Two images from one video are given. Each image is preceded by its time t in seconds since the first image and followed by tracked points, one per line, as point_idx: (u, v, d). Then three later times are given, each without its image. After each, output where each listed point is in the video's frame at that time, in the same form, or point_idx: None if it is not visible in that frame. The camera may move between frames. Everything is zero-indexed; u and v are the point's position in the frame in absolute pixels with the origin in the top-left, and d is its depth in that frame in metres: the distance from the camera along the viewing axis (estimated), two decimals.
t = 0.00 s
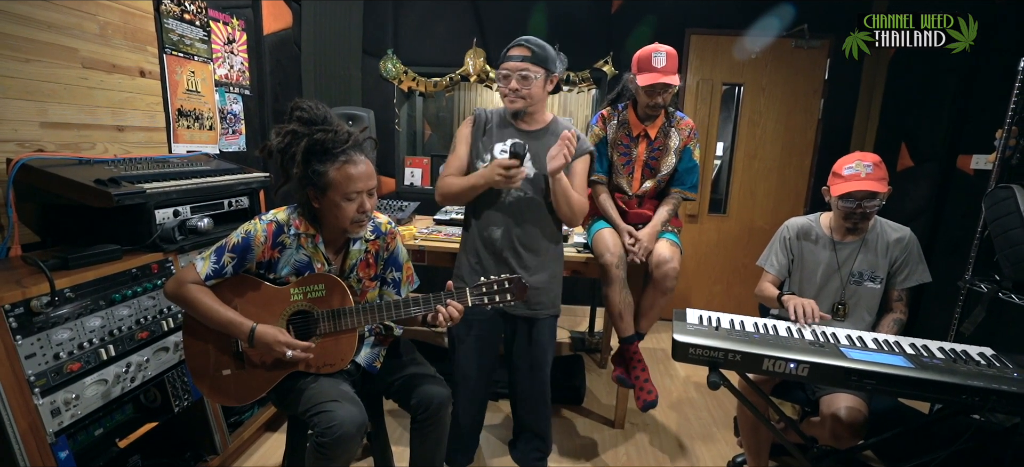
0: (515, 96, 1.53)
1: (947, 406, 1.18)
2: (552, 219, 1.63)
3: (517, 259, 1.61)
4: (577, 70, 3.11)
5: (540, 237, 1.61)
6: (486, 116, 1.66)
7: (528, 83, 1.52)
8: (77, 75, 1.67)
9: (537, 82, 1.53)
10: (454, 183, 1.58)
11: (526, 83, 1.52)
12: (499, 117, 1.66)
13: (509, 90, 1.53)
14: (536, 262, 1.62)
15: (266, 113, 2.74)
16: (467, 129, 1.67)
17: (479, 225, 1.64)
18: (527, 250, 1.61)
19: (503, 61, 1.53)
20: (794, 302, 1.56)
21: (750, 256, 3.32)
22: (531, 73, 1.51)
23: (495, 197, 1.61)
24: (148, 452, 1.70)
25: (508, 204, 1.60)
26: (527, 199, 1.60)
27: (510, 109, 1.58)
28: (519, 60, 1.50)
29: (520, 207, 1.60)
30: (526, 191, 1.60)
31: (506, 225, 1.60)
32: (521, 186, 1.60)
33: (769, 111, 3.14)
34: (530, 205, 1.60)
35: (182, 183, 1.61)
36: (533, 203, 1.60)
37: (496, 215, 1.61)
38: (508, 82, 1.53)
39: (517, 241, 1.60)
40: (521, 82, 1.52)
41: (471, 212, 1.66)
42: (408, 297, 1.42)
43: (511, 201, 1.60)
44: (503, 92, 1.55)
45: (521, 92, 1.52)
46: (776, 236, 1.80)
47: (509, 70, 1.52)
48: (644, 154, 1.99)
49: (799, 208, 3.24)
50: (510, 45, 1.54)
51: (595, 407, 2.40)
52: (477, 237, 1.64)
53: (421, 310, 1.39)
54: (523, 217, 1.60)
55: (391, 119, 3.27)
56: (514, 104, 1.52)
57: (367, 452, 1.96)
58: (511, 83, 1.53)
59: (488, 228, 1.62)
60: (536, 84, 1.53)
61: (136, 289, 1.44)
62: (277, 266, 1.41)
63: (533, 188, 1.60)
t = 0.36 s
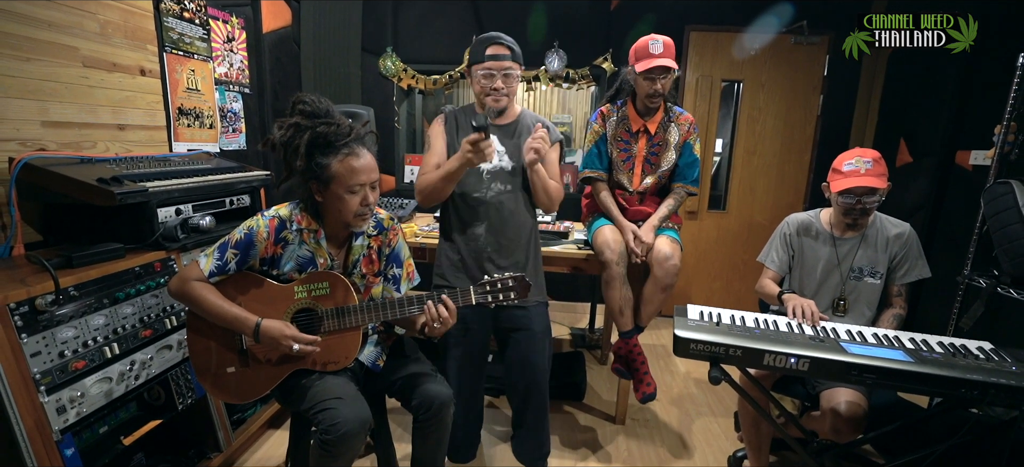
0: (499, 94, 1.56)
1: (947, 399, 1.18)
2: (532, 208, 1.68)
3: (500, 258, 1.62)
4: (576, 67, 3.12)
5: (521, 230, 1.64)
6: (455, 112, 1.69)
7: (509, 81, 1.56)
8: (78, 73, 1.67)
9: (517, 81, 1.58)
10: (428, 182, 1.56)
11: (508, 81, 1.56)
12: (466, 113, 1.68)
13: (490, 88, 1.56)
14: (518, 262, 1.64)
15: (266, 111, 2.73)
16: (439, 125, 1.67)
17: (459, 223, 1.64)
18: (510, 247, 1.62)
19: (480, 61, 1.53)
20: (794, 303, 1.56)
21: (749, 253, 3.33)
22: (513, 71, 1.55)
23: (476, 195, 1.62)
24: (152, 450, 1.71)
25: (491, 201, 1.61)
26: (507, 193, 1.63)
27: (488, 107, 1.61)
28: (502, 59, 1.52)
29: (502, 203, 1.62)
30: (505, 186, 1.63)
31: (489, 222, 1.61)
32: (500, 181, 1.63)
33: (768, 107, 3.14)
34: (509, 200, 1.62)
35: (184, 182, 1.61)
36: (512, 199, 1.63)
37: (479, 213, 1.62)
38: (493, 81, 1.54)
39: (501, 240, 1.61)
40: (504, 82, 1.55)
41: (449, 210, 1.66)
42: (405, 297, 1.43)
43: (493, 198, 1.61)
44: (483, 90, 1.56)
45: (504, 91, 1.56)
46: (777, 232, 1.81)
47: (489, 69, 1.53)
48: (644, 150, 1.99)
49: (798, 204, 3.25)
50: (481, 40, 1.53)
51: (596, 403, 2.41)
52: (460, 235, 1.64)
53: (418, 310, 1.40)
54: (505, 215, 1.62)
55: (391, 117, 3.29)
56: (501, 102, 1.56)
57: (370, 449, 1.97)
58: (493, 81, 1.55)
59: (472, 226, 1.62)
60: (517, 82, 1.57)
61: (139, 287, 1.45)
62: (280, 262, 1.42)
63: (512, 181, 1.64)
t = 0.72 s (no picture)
0: (495, 85, 1.56)
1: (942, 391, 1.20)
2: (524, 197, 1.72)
3: (498, 245, 1.64)
4: (572, 64, 3.12)
5: (518, 220, 1.68)
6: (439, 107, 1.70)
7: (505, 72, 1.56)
8: (73, 72, 1.66)
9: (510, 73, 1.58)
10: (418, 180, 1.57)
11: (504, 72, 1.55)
12: (450, 108, 1.69)
13: (489, 78, 1.55)
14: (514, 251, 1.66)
15: (262, 109, 2.72)
16: (424, 123, 1.68)
17: (454, 213, 1.65)
18: (507, 235, 1.65)
19: (475, 51, 1.52)
20: (790, 298, 1.58)
21: (745, 248, 3.35)
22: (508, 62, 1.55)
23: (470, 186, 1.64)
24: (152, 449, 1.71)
25: (485, 192, 1.64)
26: (500, 183, 1.65)
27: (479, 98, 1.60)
28: (495, 50, 1.54)
29: (498, 190, 1.64)
30: (497, 174, 1.65)
31: (486, 210, 1.63)
32: (492, 169, 1.64)
33: (763, 103, 3.16)
34: (502, 189, 1.65)
35: (181, 181, 1.60)
36: (507, 186, 1.66)
37: (475, 203, 1.64)
38: (489, 71, 1.54)
39: (498, 228, 1.64)
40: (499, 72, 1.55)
41: (442, 200, 1.67)
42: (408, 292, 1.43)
43: (487, 189, 1.64)
44: (478, 81, 1.56)
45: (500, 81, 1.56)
46: (773, 227, 1.82)
47: (489, 59, 1.53)
48: (641, 147, 2.00)
49: (793, 199, 3.27)
50: (473, 31, 1.53)
51: (595, 398, 2.42)
52: (456, 226, 1.65)
53: (418, 306, 1.40)
54: (501, 202, 1.65)
55: (387, 115, 3.29)
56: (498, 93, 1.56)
57: (371, 446, 1.97)
58: (489, 72, 1.54)
59: (468, 217, 1.63)
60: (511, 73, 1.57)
61: (138, 287, 1.45)
62: (280, 261, 1.42)
63: (504, 169, 1.66)
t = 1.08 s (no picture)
0: (496, 83, 1.57)
1: (930, 378, 1.23)
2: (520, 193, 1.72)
3: (499, 243, 1.66)
4: (561, 62, 3.13)
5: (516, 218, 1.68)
6: (439, 107, 1.71)
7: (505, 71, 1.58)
8: (59, 76, 1.64)
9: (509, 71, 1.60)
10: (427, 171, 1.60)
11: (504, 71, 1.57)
12: (452, 107, 1.71)
13: (490, 78, 1.56)
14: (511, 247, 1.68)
15: (251, 112, 2.70)
16: (426, 123, 1.69)
17: (454, 210, 1.66)
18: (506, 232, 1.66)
19: (476, 51, 1.54)
20: (780, 290, 1.60)
21: (735, 242, 3.39)
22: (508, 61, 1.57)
23: (471, 183, 1.65)
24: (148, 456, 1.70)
25: (484, 189, 1.65)
26: (499, 180, 1.66)
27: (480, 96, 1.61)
28: (495, 49, 1.55)
29: (497, 189, 1.66)
30: (497, 171, 1.66)
31: (485, 208, 1.64)
32: (493, 167, 1.66)
33: (750, 99, 3.20)
34: (503, 186, 1.66)
35: (172, 185, 1.59)
36: (507, 183, 1.67)
37: (475, 200, 1.65)
38: (490, 71, 1.55)
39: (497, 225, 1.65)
40: (500, 71, 1.57)
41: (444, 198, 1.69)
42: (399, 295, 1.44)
43: (486, 185, 1.65)
44: (480, 81, 1.57)
45: (500, 79, 1.57)
46: (763, 220, 1.85)
47: (491, 59, 1.54)
48: (632, 144, 2.02)
49: (782, 193, 3.32)
50: (473, 33, 1.54)
51: (591, 394, 2.44)
52: (456, 225, 1.66)
53: (414, 306, 1.41)
54: (500, 201, 1.66)
55: (378, 116, 3.29)
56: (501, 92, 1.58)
57: (368, 447, 1.97)
58: (491, 72, 1.56)
59: (467, 214, 1.65)
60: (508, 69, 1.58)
61: (131, 292, 1.44)
62: (273, 264, 1.41)
63: (503, 166, 1.66)
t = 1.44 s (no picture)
0: (507, 84, 1.57)
1: (914, 369, 1.26)
2: (535, 195, 1.74)
3: (507, 244, 1.69)
4: (550, 63, 3.16)
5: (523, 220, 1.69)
6: (456, 110, 1.71)
7: (516, 72, 1.57)
8: (45, 81, 1.63)
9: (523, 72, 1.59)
10: (438, 171, 1.63)
11: (516, 72, 1.57)
12: (468, 109, 1.71)
13: (499, 78, 1.56)
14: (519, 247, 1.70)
15: (240, 115, 2.68)
16: (441, 124, 1.70)
17: (465, 210, 1.70)
18: (514, 232, 1.68)
19: (489, 50, 1.54)
20: (769, 285, 1.63)
21: (724, 240, 3.43)
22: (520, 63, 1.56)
23: (481, 184, 1.67)
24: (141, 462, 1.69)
25: (495, 191, 1.67)
26: (512, 182, 1.68)
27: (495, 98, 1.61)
28: (510, 50, 1.54)
29: (507, 189, 1.67)
30: (509, 173, 1.67)
31: (495, 207, 1.67)
32: (505, 168, 1.67)
33: (736, 98, 3.24)
34: (515, 187, 1.68)
35: (162, 189, 1.58)
36: (519, 183, 1.68)
37: (486, 202, 1.68)
38: (502, 71, 1.55)
39: (505, 224, 1.67)
40: (512, 72, 1.56)
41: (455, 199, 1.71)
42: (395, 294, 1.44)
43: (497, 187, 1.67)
44: (491, 82, 1.57)
45: (512, 80, 1.57)
46: (751, 218, 1.88)
47: (501, 59, 1.53)
48: (620, 143, 2.04)
49: (769, 191, 3.36)
50: (488, 34, 1.54)
51: (584, 392, 2.46)
52: (467, 224, 1.69)
53: (408, 307, 1.41)
54: (510, 201, 1.68)
55: (367, 118, 3.28)
56: (509, 93, 1.57)
57: (363, 449, 1.97)
58: (502, 72, 1.56)
59: (478, 215, 1.68)
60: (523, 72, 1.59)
61: (123, 298, 1.43)
62: (266, 269, 1.41)
63: (516, 167, 1.67)
